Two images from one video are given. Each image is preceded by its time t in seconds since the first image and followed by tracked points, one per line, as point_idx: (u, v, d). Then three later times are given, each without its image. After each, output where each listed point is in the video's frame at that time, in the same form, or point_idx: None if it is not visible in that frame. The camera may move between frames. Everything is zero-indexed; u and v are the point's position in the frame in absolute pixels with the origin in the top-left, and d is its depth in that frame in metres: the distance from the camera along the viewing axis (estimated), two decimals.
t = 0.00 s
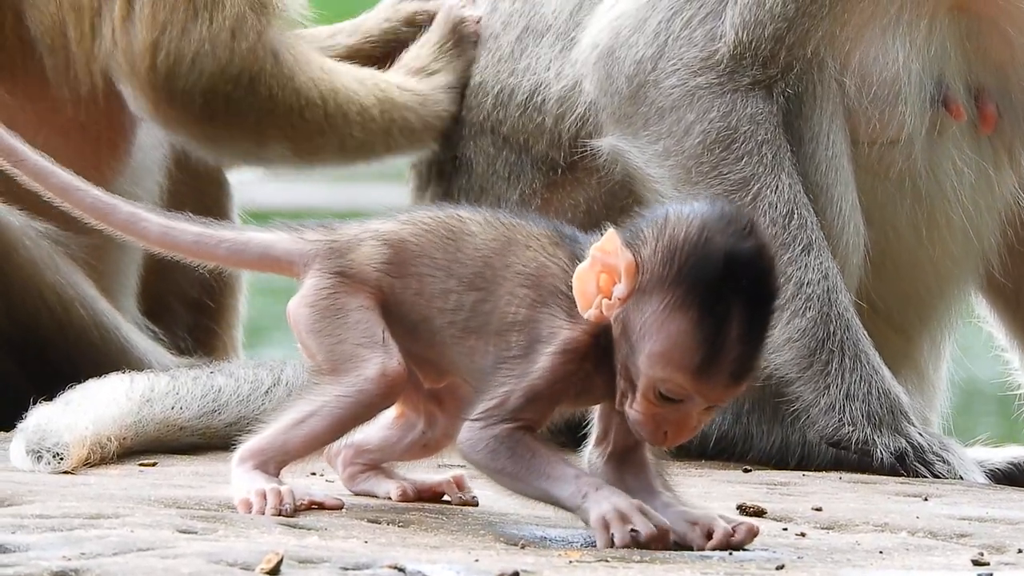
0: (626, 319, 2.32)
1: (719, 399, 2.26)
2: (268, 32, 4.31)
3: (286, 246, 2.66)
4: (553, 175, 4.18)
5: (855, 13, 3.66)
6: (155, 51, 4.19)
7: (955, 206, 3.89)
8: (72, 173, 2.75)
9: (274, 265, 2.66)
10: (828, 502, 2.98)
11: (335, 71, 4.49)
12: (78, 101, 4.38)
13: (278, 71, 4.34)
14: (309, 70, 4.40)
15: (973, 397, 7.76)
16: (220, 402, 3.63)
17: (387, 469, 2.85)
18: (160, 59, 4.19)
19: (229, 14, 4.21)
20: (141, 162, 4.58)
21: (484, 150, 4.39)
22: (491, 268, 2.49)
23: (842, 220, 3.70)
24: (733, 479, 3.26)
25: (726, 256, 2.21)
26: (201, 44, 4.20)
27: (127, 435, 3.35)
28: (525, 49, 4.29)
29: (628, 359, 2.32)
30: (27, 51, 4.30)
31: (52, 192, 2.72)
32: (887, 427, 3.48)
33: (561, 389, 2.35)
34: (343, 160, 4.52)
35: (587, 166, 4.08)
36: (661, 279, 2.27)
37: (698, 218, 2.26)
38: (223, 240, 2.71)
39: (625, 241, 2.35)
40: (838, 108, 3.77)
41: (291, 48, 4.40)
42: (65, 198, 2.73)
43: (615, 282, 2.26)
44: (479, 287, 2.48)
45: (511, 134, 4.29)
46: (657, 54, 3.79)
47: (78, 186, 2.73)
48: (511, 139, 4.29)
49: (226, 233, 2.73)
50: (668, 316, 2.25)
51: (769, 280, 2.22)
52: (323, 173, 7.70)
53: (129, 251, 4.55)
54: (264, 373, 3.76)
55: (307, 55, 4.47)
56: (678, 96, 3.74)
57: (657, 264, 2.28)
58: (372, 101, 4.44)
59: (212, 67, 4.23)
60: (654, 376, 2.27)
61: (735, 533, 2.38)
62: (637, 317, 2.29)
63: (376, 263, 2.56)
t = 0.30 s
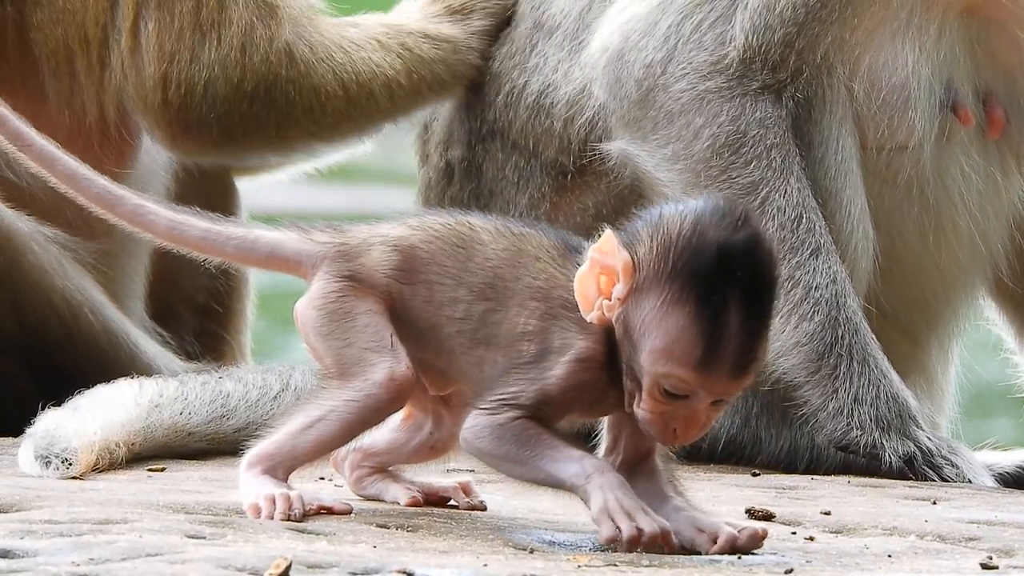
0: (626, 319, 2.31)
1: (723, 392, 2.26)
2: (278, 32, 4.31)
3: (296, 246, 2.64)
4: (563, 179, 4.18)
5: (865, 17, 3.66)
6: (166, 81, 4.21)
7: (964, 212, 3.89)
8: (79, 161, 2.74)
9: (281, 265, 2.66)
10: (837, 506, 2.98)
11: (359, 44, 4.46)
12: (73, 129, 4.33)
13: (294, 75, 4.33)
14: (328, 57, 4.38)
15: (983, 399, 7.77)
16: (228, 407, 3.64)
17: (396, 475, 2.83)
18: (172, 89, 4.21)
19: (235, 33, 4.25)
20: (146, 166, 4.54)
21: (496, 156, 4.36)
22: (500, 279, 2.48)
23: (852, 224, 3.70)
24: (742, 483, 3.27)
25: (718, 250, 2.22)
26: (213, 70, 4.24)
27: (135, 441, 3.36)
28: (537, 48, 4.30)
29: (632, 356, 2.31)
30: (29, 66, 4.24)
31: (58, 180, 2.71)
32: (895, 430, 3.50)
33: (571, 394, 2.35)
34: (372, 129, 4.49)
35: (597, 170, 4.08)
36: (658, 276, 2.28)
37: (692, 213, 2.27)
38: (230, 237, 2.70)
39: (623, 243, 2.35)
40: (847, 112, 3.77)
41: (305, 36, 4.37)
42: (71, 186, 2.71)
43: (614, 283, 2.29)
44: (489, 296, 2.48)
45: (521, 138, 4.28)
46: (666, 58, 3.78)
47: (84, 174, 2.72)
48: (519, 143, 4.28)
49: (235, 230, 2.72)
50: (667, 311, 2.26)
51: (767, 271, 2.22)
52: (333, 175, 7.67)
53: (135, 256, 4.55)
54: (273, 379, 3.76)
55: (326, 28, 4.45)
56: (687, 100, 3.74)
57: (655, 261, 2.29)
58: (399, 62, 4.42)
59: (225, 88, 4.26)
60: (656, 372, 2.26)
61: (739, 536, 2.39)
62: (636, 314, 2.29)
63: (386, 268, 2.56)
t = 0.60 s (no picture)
0: (627, 323, 2.31)
1: (723, 397, 2.26)
2: (276, 43, 4.33)
3: (303, 247, 2.64)
4: (566, 181, 4.18)
5: (870, 20, 3.66)
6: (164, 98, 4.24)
7: (966, 216, 3.89)
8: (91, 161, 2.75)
9: (287, 265, 2.66)
10: (841, 508, 2.98)
11: (371, 50, 4.48)
12: (75, 135, 4.32)
13: (294, 87, 4.35)
14: (330, 65, 4.40)
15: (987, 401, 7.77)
16: (233, 409, 3.65)
17: (400, 476, 2.83)
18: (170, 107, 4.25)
19: (233, 46, 4.28)
20: (147, 169, 4.54)
21: (501, 159, 4.35)
22: (508, 280, 2.48)
23: (856, 226, 3.71)
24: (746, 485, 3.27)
25: (719, 255, 2.21)
26: (209, 87, 4.26)
27: (139, 442, 3.36)
28: (546, 50, 4.30)
29: (632, 360, 2.32)
30: (27, 77, 4.23)
31: (69, 179, 2.73)
32: (899, 432, 3.49)
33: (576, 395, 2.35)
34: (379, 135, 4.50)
35: (601, 172, 4.08)
36: (659, 283, 2.28)
37: (693, 217, 2.27)
38: (237, 237, 2.70)
39: (625, 248, 2.34)
40: (851, 114, 3.78)
41: (305, 43, 4.39)
42: (82, 186, 2.72)
43: (614, 286, 2.29)
44: (496, 296, 2.48)
45: (524, 142, 4.27)
46: (670, 61, 3.79)
47: (96, 174, 2.73)
48: (523, 146, 4.28)
49: (241, 230, 2.72)
50: (666, 317, 2.26)
51: (768, 276, 2.21)
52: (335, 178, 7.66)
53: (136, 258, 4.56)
54: (277, 381, 3.77)
55: (330, 33, 4.47)
56: (691, 102, 3.74)
57: (655, 267, 2.29)
58: (410, 66, 4.46)
59: (221, 105, 4.29)
60: (657, 376, 2.27)
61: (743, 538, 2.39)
62: (636, 318, 2.30)
63: (391, 268, 2.56)
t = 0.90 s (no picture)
0: (638, 317, 2.32)
1: (726, 394, 2.26)
2: (274, 49, 4.34)
3: (304, 247, 2.65)
4: (566, 182, 4.18)
5: (870, 23, 3.68)
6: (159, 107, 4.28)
7: (966, 220, 3.89)
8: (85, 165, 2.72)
9: (291, 266, 2.66)
10: (842, 510, 2.98)
11: (369, 53, 4.48)
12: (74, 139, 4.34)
13: (292, 93, 4.36)
14: (328, 71, 4.40)
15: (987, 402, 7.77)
16: (233, 409, 3.65)
17: (400, 477, 2.83)
18: (165, 115, 4.28)
19: (230, 53, 4.30)
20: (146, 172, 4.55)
21: (503, 160, 4.34)
22: (519, 275, 2.48)
23: (857, 229, 3.71)
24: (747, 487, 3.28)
25: (732, 253, 2.22)
26: (205, 94, 4.29)
27: (140, 443, 3.37)
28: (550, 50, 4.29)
29: (640, 354, 2.32)
30: (25, 83, 4.23)
31: (64, 183, 2.71)
32: (900, 434, 3.50)
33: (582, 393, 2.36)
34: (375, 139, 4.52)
35: (602, 173, 4.08)
36: (672, 274, 2.28)
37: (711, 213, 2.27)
38: (239, 239, 2.70)
39: (641, 241, 2.33)
40: (852, 115, 3.78)
41: (304, 49, 4.40)
42: (76, 189, 2.71)
43: (627, 279, 2.30)
44: (506, 293, 2.48)
45: (525, 143, 4.27)
46: (672, 62, 3.78)
47: (90, 177, 2.71)
48: (524, 147, 4.27)
49: (242, 232, 2.72)
50: (679, 308, 2.26)
51: (778, 281, 2.22)
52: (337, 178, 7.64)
53: (137, 259, 4.56)
54: (278, 382, 3.79)
55: (329, 37, 4.46)
56: (693, 103, 3.74)
57: (667, 259, 2.29)
58: (409, 70, 4.46)
59: (219, 112, 4.31)
60: (661, 370, 2.27)
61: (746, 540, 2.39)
62: (647, 310, 2.30)
63: (399, 266, 2.55)
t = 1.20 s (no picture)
0: (637, 318, 2.32)
1: (721, 400, 2.25)
2: (271, 55, 4.30)
3: (309, 246, 2.65)
4: (569, 181, 4.18)
5: (874, 22, 3.69)
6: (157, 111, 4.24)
7: (973, 218, 3.88)
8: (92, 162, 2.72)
9: (295, 266, 2.66)
10: (845, 511, 2.98)
11: (366, 58, 4.46)
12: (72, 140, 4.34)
13: (288, 98, 4.33)
14: (326, 75, 4.38)
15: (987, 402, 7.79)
16: (236, 410, 3.65)
17: (403, 477, 2.82)
18: (162, 120, 4.25)
19: (228, 59, 4.26)
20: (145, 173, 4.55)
21: (505, 159, 4.34)
22: (523, 275, 2.48)
23: (860, 229, 3.71)
24: (750, 488, 3.28)
25: (733, 258, 2.21)
26: (202, 99, 4.25)
27: (143, 443, 3.37)
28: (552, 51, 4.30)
29: (636, 357, 2.32)
30: (25, 86, 4.23)
31: (71, 180, 2.71)
32: (904, 434, 3.50)
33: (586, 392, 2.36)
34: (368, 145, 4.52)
35: (604, 172, 4.09)
36: (673, 278, 2.27)
37: (714, 221, 2.26)
38: (243, 238, 2.70)
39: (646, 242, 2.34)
40: (855, 115, 3.78)
41: (302, 53, 4.36)
42: (83, 185, 2.71)
43: (629, 279, 2.31)
44: (510, 293, 2.48)
45: (529, 143, 4.27)
46: (677, 60, 3.79)
47: (98, 174, 2.71)
48: (528, 147, 4.27)
49: (246, 232, 2.72)
50: (675, 312, 2.26)
51: (779, 286, 2.21)
52: (338, 178, 7.62)
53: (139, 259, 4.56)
54: (282, 383, 3.78)
55: (326, 42, 4.43)
56: (697, 102, 3.74)
57: (670, 261, 2.28)
58: (406, 74, 4.47)
59: (216, 116, 4.28)
60: (656, 372, 2.27)
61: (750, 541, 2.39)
62: (646, 311, 2.30)
63: (403, 268, 2.56)
